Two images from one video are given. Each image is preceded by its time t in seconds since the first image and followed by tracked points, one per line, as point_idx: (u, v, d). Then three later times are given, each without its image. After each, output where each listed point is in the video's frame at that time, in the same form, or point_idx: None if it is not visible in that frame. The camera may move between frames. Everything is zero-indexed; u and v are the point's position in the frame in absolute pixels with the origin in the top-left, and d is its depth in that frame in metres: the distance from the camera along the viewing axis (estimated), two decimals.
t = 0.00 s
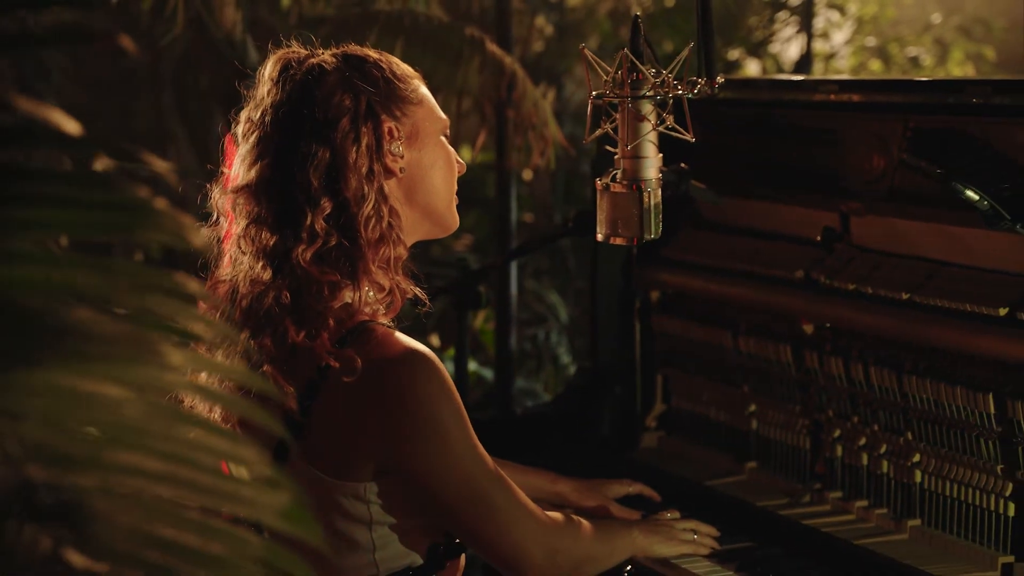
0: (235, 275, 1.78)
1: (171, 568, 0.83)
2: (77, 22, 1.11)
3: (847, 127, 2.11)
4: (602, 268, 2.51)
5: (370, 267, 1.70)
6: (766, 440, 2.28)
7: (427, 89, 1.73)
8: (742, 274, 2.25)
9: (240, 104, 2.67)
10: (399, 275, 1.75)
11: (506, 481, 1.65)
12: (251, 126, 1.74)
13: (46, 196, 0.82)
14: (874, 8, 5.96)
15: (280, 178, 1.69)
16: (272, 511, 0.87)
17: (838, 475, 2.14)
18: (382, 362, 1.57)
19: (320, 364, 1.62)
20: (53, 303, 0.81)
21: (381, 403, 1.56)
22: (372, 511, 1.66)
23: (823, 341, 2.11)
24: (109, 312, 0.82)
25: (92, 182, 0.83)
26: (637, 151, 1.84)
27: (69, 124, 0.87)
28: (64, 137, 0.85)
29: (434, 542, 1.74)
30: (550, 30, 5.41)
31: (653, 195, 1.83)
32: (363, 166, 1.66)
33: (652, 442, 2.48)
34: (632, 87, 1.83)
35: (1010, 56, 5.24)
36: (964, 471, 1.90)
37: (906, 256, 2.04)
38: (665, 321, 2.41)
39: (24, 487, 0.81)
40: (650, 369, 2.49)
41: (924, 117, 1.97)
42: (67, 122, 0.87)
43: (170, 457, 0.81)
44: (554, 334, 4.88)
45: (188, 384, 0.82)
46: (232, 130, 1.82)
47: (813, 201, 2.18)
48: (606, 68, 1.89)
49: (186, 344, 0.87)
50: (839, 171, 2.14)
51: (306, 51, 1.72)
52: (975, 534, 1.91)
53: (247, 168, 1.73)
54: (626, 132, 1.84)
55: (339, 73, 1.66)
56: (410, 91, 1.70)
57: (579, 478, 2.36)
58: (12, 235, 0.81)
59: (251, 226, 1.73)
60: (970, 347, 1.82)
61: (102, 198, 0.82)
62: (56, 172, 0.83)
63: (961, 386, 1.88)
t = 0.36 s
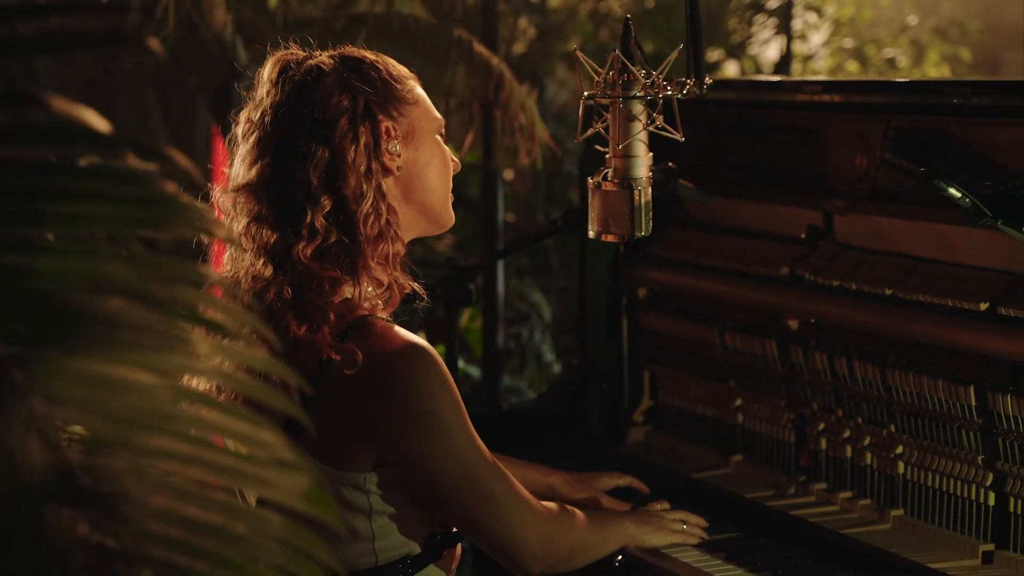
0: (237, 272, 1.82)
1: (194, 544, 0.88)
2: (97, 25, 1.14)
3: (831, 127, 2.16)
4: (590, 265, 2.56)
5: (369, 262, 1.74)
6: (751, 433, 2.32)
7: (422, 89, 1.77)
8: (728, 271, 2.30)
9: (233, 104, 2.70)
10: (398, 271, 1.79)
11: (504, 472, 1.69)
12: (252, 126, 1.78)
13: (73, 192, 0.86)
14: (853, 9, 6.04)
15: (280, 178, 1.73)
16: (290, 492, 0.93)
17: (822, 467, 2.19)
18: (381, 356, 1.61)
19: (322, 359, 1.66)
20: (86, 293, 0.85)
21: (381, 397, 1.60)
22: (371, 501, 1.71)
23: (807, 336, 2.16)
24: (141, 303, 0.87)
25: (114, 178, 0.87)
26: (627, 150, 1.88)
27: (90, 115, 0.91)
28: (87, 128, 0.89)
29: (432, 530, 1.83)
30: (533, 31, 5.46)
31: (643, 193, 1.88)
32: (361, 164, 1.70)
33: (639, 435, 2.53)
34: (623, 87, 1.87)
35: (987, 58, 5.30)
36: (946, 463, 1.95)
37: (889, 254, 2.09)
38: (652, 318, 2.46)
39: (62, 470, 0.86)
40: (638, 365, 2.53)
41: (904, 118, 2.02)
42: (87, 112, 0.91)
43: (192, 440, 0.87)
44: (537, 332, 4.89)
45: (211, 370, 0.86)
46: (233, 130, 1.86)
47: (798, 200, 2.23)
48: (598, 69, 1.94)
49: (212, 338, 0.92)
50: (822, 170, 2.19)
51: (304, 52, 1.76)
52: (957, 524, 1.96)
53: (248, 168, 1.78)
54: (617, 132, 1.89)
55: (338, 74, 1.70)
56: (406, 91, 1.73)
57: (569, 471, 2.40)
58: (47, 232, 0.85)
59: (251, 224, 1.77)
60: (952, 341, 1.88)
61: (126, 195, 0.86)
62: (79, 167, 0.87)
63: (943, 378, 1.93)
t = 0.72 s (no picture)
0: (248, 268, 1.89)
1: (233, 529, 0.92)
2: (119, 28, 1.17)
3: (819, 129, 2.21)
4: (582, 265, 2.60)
5: (375, 260, 1.79)
6: (741, 429, 2.37)
7: (427, 91, 1.81)
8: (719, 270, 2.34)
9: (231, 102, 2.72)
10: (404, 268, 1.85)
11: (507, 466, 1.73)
12: (263, 127, 1.82)
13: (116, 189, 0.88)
14: (834, 11, 6.15)
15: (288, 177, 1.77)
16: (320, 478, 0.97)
17: (812, 461, 2.23)
18: (389, 350, 1.66)
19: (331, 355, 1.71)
20: (128, 292, 0.87)
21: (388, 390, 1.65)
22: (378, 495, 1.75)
23: (797, 333, 2.21)
24: (181, 300, 0.89)
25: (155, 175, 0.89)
26: (622, 152, 1.93)
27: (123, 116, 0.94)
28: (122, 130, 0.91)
29: (435, 524, 1.88)
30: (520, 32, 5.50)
31: (638, 193, 1.92)
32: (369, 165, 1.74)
33: (631, 432, 2.57)
34: (619, 91, 1.91)
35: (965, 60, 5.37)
36: (933, 456, 2.00)
37: (876, 253, 2.13)
38: (644, 316, 2.50)
39: (106, 457, 0.89)
40: (629, 364, 2.58)
41: (894, 119, 2.06)
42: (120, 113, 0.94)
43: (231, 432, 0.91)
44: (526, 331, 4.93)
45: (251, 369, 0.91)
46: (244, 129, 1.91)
47: (788, 201, 2.27)
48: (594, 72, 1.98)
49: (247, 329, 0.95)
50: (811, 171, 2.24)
51: (312, 55, 1.80)
52: (943, 515, 2.01)
53: (258, 168, 1.82)
54: (612, 134, 1.93)
55: (345, 78, 1.74)
56: (412, 94, 1.77)
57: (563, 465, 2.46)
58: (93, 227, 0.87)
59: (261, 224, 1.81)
60: (940, 338, 1.92)
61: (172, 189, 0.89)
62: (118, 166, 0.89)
63: (930, 374, 1.98)
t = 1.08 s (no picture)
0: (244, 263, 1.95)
1: (250, 516, 0.96)
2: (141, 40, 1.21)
3: (805, 134, 2.25)
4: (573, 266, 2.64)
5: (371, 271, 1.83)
6: (730, 427, 2.42)
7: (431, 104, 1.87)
8: (707, 272, 2.39)
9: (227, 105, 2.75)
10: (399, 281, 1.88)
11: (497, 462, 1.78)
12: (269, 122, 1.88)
13: (135, 196, 0.93)
14: (814, 16, 6.05)
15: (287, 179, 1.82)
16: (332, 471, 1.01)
17: (797, 458, 2.28)
18: (377, 355, 1.71)
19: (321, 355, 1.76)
20: (155, 289, 0.93)
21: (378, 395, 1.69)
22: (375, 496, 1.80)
23: (785, 333, 2.25)
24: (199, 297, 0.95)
25: (172, 182, 0.94)
26: (615, 156, 1.97)
27: (131, 116, 0.98)
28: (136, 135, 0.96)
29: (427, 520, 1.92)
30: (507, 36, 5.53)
31: (631, 196, 1.97)
32: (368, 176, 1.80)
33: (622, 430, 2.62)
34: (612, 96, 1.96)
35: (947, 64, 5.40)
36: (918, 453, 2.05)
37: (861, 254, 2.18)
38: (634, 316, 2.54)
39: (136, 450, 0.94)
40: (619, 363, 2.62)
41: (878, 124, 2.11)
42: (127, 112, 0.98)
43: (250, 425, 0.97)
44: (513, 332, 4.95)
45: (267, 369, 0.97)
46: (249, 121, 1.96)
47: (777, 204, 2.32)
48: (589, 78, 2.02)
49: (268, 328, 1.00)
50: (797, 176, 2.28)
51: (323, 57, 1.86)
52: (927, 510, 2.06)
53: (259, 165, 1.88)
54: (606, 139, 1.98)
55: (354, 84, 1.80)
56: (412, 109, 1.83)
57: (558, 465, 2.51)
58: (118, 232, 0.92)
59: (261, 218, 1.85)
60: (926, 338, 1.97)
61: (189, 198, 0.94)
62: (139, 172, 0.94)
63: (914, 372, 2.03)
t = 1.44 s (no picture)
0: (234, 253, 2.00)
1: (271, 506, 0.99)
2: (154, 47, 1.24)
3: (793, 137, 2.30)
4: (564, 266, 2.69)
5: (343, 302, 1.81)
6: (719, 424, 2.46)
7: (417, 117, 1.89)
8: (696, 273, 2.44)
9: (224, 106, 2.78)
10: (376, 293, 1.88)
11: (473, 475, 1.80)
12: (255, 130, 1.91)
13: (154, 202, 0.98)
14: (798, 17, 6.10)
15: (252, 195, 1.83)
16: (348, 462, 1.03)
17: (784, 454, 2.33)
18: (365, 356, 1.75)
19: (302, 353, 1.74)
20: (176, 291, 0.97)
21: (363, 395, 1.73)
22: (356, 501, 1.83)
23: (774, 333, 2.30)
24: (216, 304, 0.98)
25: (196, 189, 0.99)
26: (609, 159, 2.02)
27: (153, 122, 1.02)
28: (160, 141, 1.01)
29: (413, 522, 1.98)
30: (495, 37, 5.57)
31: (624, 199, 2.02)
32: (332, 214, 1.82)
33: (613, 428, 2.67)
34: (607, 101, 2.01)
35: (930, 66, 5.45)
36: (903, 449, 2.10)
37: (846, 254, 2.23)
38: (624, 316, 2.59)
39: (161, 445, 0.96)
40: (610, 362, 2.67)
41: (867, 127, 2.15)
42: (149, 119, 1.02)
43: (276, 421, 1.00)
44: (502, 332, 4.89)
45: (298, 365, 0.99)
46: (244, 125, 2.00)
47: (766, 205, 2.37)
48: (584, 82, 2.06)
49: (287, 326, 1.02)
50: (784, 178, 2.33)
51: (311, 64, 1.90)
52: (913, 504, 2.11)
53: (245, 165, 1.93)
54: (599, 142, 2.03)
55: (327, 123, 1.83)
56: (390, 124, 1.86)
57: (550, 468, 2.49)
58: (143, 235, 0.97)
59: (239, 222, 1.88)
60: (912, 336, 2.02)
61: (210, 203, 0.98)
62: (158, 180, 0.98)
63: (899, 370, 2.08)
